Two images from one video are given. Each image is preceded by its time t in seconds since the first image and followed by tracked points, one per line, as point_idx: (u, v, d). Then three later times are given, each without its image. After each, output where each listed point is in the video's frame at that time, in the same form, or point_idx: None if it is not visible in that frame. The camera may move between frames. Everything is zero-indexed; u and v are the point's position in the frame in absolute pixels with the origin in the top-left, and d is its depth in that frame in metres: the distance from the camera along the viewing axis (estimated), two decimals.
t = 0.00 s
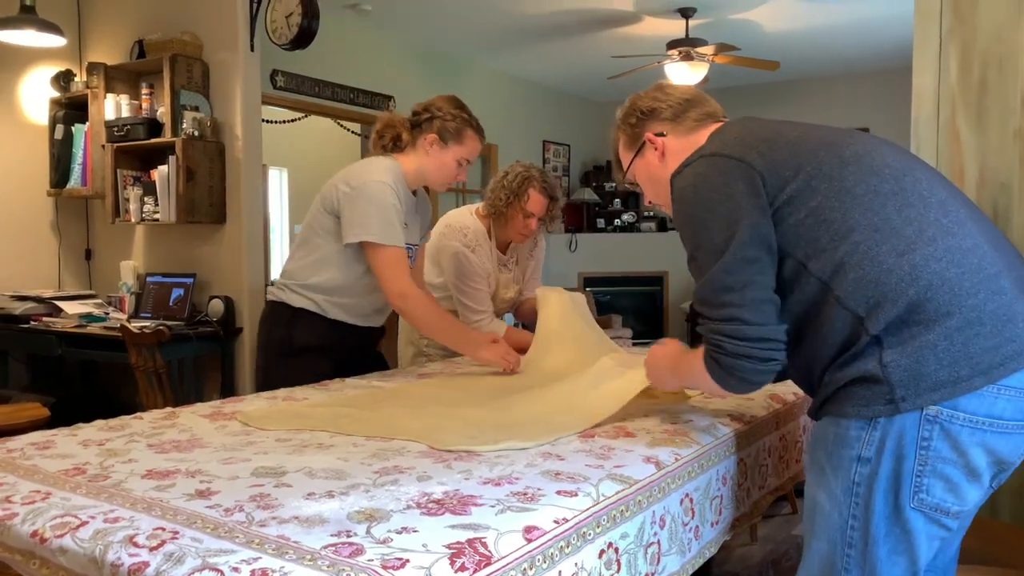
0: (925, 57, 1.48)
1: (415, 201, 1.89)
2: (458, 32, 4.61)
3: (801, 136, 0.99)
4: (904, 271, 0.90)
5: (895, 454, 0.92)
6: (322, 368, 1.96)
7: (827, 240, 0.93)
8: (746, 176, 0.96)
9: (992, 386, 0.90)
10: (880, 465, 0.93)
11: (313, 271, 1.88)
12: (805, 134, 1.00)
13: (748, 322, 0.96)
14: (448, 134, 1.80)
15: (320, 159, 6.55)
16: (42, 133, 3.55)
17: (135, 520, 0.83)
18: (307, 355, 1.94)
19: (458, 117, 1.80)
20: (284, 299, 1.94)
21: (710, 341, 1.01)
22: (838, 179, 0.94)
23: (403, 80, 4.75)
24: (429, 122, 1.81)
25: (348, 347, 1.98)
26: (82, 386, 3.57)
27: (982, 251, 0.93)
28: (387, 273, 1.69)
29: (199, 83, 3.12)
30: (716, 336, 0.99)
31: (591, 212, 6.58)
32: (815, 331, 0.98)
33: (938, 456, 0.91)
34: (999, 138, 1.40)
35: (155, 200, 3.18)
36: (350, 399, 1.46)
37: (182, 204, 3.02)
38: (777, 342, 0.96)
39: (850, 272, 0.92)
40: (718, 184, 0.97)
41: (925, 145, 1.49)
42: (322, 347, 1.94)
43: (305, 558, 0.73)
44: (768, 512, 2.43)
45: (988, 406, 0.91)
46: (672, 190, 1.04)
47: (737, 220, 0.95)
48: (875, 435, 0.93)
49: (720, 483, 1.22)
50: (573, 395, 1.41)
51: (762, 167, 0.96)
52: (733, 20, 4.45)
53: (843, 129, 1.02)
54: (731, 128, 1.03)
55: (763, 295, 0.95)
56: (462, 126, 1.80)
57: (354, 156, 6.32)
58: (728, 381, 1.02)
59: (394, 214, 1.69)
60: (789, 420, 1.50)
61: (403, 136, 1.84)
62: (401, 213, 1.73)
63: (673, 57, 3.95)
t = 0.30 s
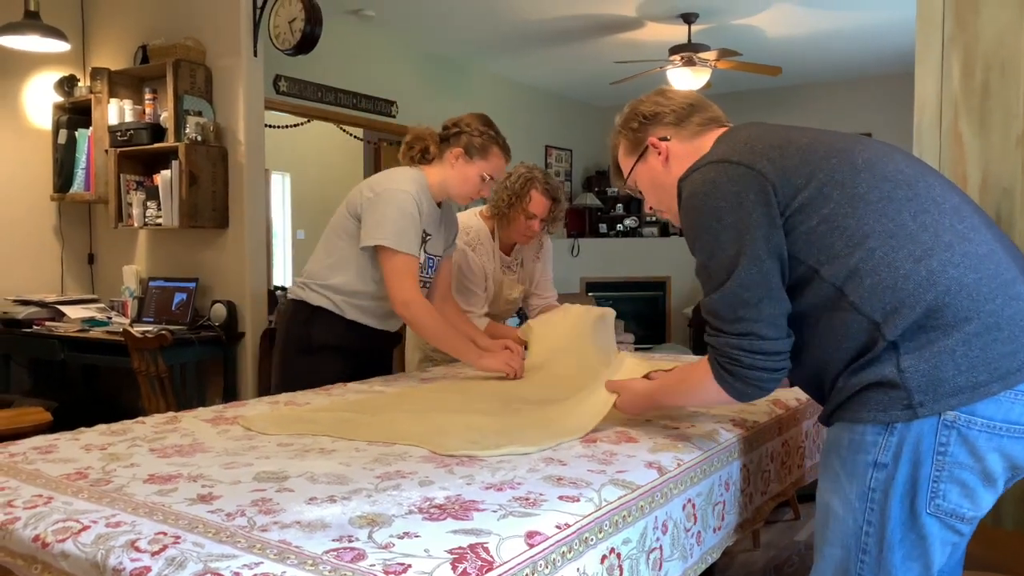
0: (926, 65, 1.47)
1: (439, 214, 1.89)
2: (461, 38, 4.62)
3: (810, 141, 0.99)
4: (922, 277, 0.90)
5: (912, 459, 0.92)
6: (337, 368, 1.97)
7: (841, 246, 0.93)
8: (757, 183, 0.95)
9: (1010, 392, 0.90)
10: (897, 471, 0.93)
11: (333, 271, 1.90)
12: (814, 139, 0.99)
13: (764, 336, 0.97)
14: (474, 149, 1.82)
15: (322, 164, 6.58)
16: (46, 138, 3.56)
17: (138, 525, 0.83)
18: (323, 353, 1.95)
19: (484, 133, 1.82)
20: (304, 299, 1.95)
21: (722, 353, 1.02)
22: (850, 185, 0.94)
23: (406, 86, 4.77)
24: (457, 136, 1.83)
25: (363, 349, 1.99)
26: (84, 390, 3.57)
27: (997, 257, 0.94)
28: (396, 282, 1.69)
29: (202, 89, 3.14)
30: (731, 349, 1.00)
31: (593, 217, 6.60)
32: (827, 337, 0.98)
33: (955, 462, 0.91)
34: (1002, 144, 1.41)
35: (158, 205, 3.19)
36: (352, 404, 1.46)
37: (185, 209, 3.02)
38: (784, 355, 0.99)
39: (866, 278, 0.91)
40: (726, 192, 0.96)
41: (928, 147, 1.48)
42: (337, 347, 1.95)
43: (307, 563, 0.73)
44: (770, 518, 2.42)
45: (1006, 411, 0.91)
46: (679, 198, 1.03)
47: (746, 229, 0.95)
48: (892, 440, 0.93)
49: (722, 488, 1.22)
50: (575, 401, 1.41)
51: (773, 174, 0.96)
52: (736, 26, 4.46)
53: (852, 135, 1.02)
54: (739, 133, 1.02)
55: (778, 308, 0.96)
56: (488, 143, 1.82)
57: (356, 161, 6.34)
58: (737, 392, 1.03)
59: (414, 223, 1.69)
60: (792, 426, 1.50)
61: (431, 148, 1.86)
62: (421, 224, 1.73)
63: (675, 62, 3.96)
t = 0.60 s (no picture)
0: (928, 67, 1.48)
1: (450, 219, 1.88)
2: (462, 41, 4.63)
3: (826, 140, 0.97)
4: (939, 282, 0.90)
5: (913, 460, 0.92)
6: (345, 369, 1.97)
7: (859, 246, 0.92)
8: (777, 177, 0.94)
9: (1016, 400, 0.91)
10: (893, 469, 0.92)
11: (343, 272, 1.90)
12: (828, 138, 0.98)
13: (801, 314, 0.92)
14: (484, 155, 1.83)
15: (324, 167, 6.61)
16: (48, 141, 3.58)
17: (139, 527, 0.83)
18: (331, 353, 1.96)
19: (497, 139, 1.84)
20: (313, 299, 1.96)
21: (757, 339, 0.96)
22: (870, 185, 0.93)
23: (408, 89, 4.77)
24: (468, 142, 1.84)
25: (369, 350, 1.99)
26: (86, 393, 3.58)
27: (1009, 266, 0.95)
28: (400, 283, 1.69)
29: (205, 91, 3.14)
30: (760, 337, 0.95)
31: (595, 220, 6.66)
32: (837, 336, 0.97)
33: (955, 465, 0.91)
34: (1003, 148, 1.40)
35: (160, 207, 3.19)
36: (354, 407, 1.46)
37: (187, 211, 3.02)
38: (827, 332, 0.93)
39: (883, 279, 0.91)
40: (745, 181, 0.95)
41: (930, 149, 1.48)
42: (343, 347, 1.96)
43: (308, 566, 0.73)
44: (771, 521, 2.42)
45: (1010, 418, 0.91)
46: (693, 189, 1.00)
47: (768, 219, 0.92)
48: (893, 440, 0.92)
49: (723, 491, 1.22)
50: (576, 404, 1.41)
51: (792, 168, 0.94)
52: (738, 29, 4.47)
53: (865, 136, 1.02)
54: (753, 128, 1.02)
55: (811, 284, 0.92)
56: (499, 148, 1.83)
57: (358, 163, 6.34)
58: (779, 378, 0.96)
59: (423, 227, 1.70)
60: (793, 429, 1.50)
61: (443, 154, 1.89)
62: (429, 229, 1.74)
63: (676, 66, 3.96)
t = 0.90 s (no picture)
0: (929, 69, 1.47)
1: (455, 221, 1.89)
2: (463, 43, 4.63)
3: (813, 139, 0.96)
4: (927, 285, 0.88)
5: (908, 475, 0.89)
6: (347, 370, 1.97)
7: (843, 248, 0.90)
8: (758, 176, 0.93)
9: (1014, 408, 0.88)
10: (891, 487, 0.89)
11: (346, 273, 1.91)
12: (815, 137, 0.97)
13: (778, 316, 0.91)
14: (487, 157, 1.83)
15: (325, 169, 6.62)
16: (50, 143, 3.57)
17: (140, 529, 0.83)
18: (332, 354, 1.96)
19: (500, 142, 1.85)
20: (315, 300, 1.96)
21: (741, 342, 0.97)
22: (856, 186, 0.91)
23: (410, 90, 4.77)
24: (472, 144, 1.85)
25: (371, 351, 1.98)
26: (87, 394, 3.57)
27: (1004, 267, 0.92)
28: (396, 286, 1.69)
29: (206, 92, 3.14)
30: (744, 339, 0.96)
31: (596, 221, 6.49)
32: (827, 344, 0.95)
33: (954, 478, 0.88)
34: (1006, 150, 1.40)
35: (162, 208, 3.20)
36: (355, 408, 1.46)
37: (188, 213, 3.03)
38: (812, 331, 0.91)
39: (869, 282, 0.89)
40: (723, 178, 0.94)
41: (932, 153, 1.47)
42: (344, 347, 1.95)
43: (308, 567, 0.73)
44: (772, 523, 2.41)
45: (1010, 427, 0.88)
46: (673, 186, 0.99)
47: (745, 217, 0.92)
48: (888, 455, 0.90)
49: (725, 494, 1.21)
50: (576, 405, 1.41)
51: (773, 164, 0.93)
52: (739, 31, 4.47)
53: (857, 137, 1.00)
54: (733, 127, 1.00)
55: (789, 284, 0.91)
56: (503, 151, 1.84)
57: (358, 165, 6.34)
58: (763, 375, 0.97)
59: (424, 229, 1.70)
60: (795, 432, 1.50)
61: (446, 156, 1.89)
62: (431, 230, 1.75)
63: (677, 68, 3.96)
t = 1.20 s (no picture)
0: (930, 70, 1.39)
1: (455, 223, 1.89)
2: (465, 45, 4.64)
3: (774, 129, 0.90)
4: (883, 285, 0.80)
5: (868, 495, 0.82)
6: (347, 371, 1.97)
7: (796, 242, 0.84)
8: (706, 165, 0.88)
9: (981, 423, 0.80)
10: (850, 507, 0.83)
11: (346, 275, 1.91)
12: (780, 127, 0.91)
13: (715, 318, 0.88)
14: (488, 159, 1.83)
15: (327, 171, 6.63)
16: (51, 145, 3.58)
17: (141, 530, 0.83)
18: (333, 355, 1.96)
19: (501, 144, 1.85)
20: (315, 302, 1.96)
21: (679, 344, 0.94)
22: (811, 177, 0.85)
23: (411, 92, 4.78)
24: (473, 146, 1.86)
25: (371, 352, 1.99)
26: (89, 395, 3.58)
27: (973, 266, 0.83)
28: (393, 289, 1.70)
29: (207, 94, 3.14)
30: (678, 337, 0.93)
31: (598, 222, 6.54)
32: (784, 348, 0.89)
33: (917, 499, 0.81)
34: (1006, 151, 1.32)
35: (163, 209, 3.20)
36: (356, 409, 1.46)
37: (190, 214, 3.03)
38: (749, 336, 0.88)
39: (821, 281, 0.82)
40: (670, 166, 0.89)
41: (932, 157, 1.40)
42: (344, 349, 1.95)
43: (309, 568, 0.73)
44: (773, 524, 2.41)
45: (977, 444, 0.80)
46: (627, 170, 0.95)
47: (686, 209, 0.88)
48: (847, 472, 0.83)
49: (725, 495, 1.22)
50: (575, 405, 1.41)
51: (725, 154, 0.88)
52: (739, 33, 4.48)
53: (828, 128, 0.94)
54: (697, 114, 0.95)
55: (725, 286, 0.87)
56: (503, 153, 1.84)
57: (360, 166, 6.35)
58: (699, 376, 0.93)
59: (423, 231, 1.71)
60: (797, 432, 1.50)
61: (447, 158, 1.88)
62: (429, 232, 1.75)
63: (678, 70, 3.96)
